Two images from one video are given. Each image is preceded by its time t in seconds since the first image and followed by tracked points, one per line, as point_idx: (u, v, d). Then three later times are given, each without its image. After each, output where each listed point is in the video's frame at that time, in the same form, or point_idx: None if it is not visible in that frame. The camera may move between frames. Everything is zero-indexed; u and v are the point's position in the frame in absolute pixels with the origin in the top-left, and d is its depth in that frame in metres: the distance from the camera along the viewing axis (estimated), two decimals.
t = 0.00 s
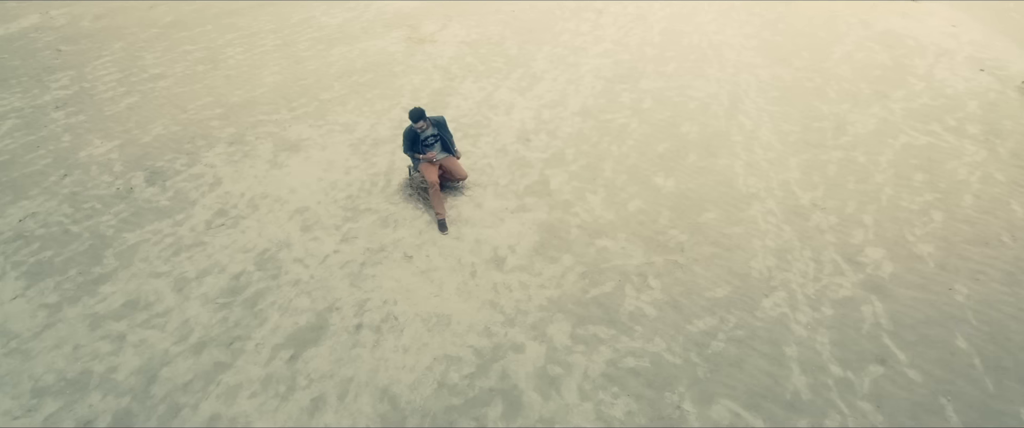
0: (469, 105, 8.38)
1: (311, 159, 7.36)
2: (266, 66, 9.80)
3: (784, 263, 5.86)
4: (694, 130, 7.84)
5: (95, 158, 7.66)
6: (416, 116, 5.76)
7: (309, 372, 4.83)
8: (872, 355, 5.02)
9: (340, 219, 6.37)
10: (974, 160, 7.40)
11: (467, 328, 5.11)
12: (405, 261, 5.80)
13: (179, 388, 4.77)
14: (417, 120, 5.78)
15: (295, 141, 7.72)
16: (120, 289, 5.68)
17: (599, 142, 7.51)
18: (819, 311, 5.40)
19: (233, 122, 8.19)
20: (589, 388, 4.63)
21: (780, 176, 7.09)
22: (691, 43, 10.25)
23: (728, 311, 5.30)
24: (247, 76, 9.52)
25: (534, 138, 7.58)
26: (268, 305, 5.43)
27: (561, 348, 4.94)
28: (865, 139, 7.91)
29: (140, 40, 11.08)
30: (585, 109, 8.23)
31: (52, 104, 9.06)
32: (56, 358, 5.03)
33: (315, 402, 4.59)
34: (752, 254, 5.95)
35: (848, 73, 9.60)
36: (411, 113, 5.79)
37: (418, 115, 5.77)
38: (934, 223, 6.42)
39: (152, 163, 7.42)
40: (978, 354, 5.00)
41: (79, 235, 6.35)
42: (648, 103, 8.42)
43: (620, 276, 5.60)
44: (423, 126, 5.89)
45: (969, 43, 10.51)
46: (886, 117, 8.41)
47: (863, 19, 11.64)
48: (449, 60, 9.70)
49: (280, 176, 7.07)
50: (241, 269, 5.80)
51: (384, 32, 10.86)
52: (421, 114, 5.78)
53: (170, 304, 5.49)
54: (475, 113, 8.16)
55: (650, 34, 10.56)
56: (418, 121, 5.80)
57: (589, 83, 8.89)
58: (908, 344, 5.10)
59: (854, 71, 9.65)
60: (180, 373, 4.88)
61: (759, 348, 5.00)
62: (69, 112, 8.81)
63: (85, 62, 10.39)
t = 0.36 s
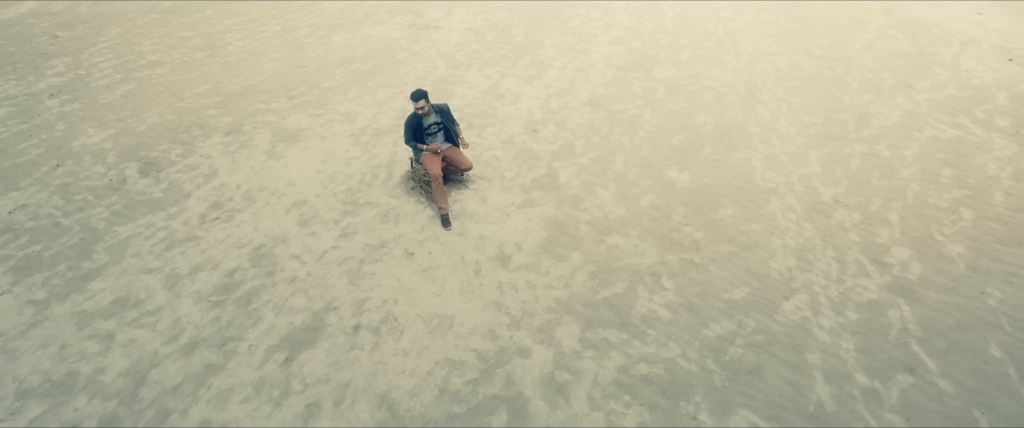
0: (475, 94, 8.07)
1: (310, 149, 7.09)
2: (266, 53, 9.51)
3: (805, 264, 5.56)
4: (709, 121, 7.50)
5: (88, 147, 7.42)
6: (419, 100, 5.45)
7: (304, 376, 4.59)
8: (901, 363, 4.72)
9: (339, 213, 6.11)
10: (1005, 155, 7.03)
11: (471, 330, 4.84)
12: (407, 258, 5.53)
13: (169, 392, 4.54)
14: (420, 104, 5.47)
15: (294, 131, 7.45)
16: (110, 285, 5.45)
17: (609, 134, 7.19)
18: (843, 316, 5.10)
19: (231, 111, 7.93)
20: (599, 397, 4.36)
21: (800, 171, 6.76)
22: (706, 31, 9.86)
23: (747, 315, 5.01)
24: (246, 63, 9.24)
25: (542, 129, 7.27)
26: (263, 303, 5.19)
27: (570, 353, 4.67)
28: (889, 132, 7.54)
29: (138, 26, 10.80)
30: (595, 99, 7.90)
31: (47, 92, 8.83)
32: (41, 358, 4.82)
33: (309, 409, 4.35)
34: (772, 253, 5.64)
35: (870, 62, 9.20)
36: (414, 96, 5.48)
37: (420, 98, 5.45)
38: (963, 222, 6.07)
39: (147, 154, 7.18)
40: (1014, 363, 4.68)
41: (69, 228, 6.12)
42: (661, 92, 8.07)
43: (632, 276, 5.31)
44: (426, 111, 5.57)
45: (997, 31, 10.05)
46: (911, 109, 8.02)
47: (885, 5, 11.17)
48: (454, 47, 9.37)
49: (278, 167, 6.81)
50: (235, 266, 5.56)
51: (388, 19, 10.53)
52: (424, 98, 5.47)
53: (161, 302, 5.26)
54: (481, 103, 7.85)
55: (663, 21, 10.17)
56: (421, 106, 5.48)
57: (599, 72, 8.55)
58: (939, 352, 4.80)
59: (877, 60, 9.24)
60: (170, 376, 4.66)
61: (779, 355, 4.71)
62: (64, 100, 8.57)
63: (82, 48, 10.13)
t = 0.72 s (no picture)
0: (479, 90, 7.79)
1: (308, 147, 6.84)
2: (266, 47, 9.27)
3: (827, 271, 5.25)
4: (724, 120, 7.19)
5: (81, 143, 7.20)
6: (421, 89, 5.19)
7: (296, 388, 4.33)
8: (932, 379, 4.41)
9: (337, 214, 5.85)
10: None
11: (473, 340, 4.57)
12: (407, 262, 5.27)
13: (154, 403, 4.31)
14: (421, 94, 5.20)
15: (292, 128, 7.20)
16: (98, 288, 5.22)
17: (619, 132, 6.90)
18: (868, 328, 4.79)
19: (228, 107, 7.69)
20: (610, 413, 4.08)
21: (820, 172, 6.45)
22: (720, 26, 9.52)
23: (766, 326, 4.72)
24: (245, 57, 9.00)
25: (549, 127, 6.99)
26: (255, 309, 4.94)
27: (578, 365, 4.39)
28: (912, 132, 7.20)
29: (136, 20, 10.58)
30: (604, 95, 7.60)
31: (42, 86, 8.62)
32: (23, 365, 4.59)
33: (301, 423, 4.10)
34: (792, 260, 5.34)
35: (890, 59, 8.85)
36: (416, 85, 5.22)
37: (422, 88, 5.19)
38: (994, 227, 5.75)
39: (141, 150, 6.95)
40: None
41: (58, 228, 5.90)
42: (674, 89, 7.77)
43: (644, 283, 5.01)
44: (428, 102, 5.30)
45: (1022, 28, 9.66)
46: (935, 108, 7.68)
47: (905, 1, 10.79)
48: (459, 42, 9.08)
49: (275, 165, 6.56)
50: (228, 268, 5.32)
51: (392, 13, 10.26)
52: (426, 88, 5.20)
53: (150, 307, 5.02)
54: (486, 99, 7.58)
55: (675, 15, 9.84)
56: (422, 96, 5.21)
57: (609, 68, 8.25)
58: (972, 367, 4.49)
59: (897, 57, 8.89)
60: (156, 386, 4.42)
61: (802, 370, 4.41)
62: (59, 94, 8.36)
63: (79, 42, 9.92)
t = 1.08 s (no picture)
0: (484, 88, 7.53)
1: (306, 145, 6.60)
2: (265, 43, 9.05)
3: (850, 280, 4.96)
4: (738, 118, 6.90)
5: (73, 141, 6.98)
6: (421, 80, 5.07)
7: (287, 401, 4.08)
8: (966, 396, 4.11)
9: (333, 216, 5.60)
10: None
11: (475, 350, 4.31)
12: (406, 267, 5.01)
13: (137, 416, 4.07)
14: (421, 85, 5.07)
15: (290, 126, 6.96)
16: (83, 292, 4.99)
17: (629, 131, 6.62)
18: (895, 340, 4.49)
19: (225, 104, 7.46)
20: None
21: (840, 174, 6.15)
22: (732, 22, 9.22)
23: (787, 338, 4.43)
24: (244, 54, 8.79)
25: (556, 126, 6.72)
26: (245, 316, 4.69)
27: (586, 379, 4.11)
28: (936, 132, 6.89)
29: (135, 16, 10.38)
30: (613, 93, 7.32)
31: (36, 82, 8.42)
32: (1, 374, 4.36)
33: None
34: (813, 266, 5.05)
35: (910, 57, 8.52)
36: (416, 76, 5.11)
37: (422, 79, 5.07)
38: None
39: (133, 148, 6.73)
40: None
41: (45, 228, 5.68)
42: (685, 87, 7.48)
43: (657, 290, 4.73)
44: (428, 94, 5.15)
45: None
46: (959, 107, 7.35)
47: None
48: (463, 38, 8.83)
49: (271, 165, 6.32)
50: (219, 272, 5.07)
51: (394, 8, 10.01)
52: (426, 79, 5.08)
53: (136, 312, 4.79)
54: (490, 97, 7.31)
55: (686, 11, 9.54)
56: (422, 88, 5.08)
57: (618, 65, 7.97)
58: (1008, 384, 4.19)
59: (917, 54, 8.57)
60: (140, 397, 4.18)
61: (826, 385, 4.12)
62: (53, 91, 8.15)
63: (76, 38, 9.72)
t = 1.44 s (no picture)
0: (488, 83, 7.26)
1: (304, 142, 6.36)
2: (265, 38, 8.82)
3: (876, 287, 4.66)
4: (754, 116, 6.61)
5: (64, 136, 6.76)
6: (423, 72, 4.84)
7: (278, 412, 3.86)
8: (1005, 415, 3.80)
9: (330, 215, 5.35)
10: None
11: (477, 360, 4.05)
12: (404, 270, 4.74)
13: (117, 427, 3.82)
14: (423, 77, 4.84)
15: (287, 122, 6.72)
16: (66, 294, 4.75)
17: (639, 129, 6.33)
18: (927, 352, 4.19)
19: (221, 99, 7.23)
20: None
21: (862, 175, 5.85)
22: (746, 17, 8.91)
23: (810, 349, 4.14)
24: (242, 48, 8.56)
25: (563, 123, 6.44)
26: (235, 321, 4.45)
27: (595, 392, 3.84)
28: (962, 131, 6.56)
29: (133, 10, 10.17)
30: (623, 89, 7.03)
31: (30, 77, 8.20)
32: None
33: None
34: (836, 272, 4.75)
35: (933, 53, 8.18)
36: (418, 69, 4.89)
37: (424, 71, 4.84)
38: None
39: (126, 145, 6.51)
40: None
41: (31, 227, 5.45)
42: (697, 83, 7.19)
43: (670, 297, 4.45)
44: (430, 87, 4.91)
45: None
46: (985, 105, 7.02)
47: None
48: (468, 33, 8.56)
49: (267, 162, 6.08)
50: (209, 275, 4.83)
51: (397, 3, 9.75)
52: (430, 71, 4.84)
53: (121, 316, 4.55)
54: (495, 93, 7.05)
55: (698, 6, 9.24)
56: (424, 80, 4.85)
57: (628, 60, 7.68)
58: None
59: (940, 51, 8.23)
60: (121, 407, 3.94)
61: (853, 402, 3.83)
62: (47, 85, 7.95)
63: (73, 32, 9.51)
